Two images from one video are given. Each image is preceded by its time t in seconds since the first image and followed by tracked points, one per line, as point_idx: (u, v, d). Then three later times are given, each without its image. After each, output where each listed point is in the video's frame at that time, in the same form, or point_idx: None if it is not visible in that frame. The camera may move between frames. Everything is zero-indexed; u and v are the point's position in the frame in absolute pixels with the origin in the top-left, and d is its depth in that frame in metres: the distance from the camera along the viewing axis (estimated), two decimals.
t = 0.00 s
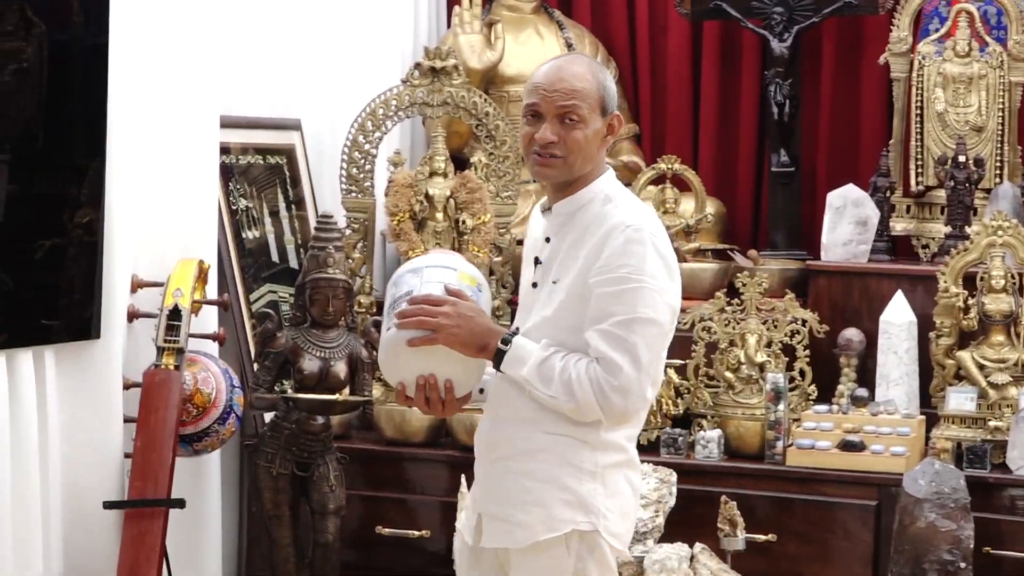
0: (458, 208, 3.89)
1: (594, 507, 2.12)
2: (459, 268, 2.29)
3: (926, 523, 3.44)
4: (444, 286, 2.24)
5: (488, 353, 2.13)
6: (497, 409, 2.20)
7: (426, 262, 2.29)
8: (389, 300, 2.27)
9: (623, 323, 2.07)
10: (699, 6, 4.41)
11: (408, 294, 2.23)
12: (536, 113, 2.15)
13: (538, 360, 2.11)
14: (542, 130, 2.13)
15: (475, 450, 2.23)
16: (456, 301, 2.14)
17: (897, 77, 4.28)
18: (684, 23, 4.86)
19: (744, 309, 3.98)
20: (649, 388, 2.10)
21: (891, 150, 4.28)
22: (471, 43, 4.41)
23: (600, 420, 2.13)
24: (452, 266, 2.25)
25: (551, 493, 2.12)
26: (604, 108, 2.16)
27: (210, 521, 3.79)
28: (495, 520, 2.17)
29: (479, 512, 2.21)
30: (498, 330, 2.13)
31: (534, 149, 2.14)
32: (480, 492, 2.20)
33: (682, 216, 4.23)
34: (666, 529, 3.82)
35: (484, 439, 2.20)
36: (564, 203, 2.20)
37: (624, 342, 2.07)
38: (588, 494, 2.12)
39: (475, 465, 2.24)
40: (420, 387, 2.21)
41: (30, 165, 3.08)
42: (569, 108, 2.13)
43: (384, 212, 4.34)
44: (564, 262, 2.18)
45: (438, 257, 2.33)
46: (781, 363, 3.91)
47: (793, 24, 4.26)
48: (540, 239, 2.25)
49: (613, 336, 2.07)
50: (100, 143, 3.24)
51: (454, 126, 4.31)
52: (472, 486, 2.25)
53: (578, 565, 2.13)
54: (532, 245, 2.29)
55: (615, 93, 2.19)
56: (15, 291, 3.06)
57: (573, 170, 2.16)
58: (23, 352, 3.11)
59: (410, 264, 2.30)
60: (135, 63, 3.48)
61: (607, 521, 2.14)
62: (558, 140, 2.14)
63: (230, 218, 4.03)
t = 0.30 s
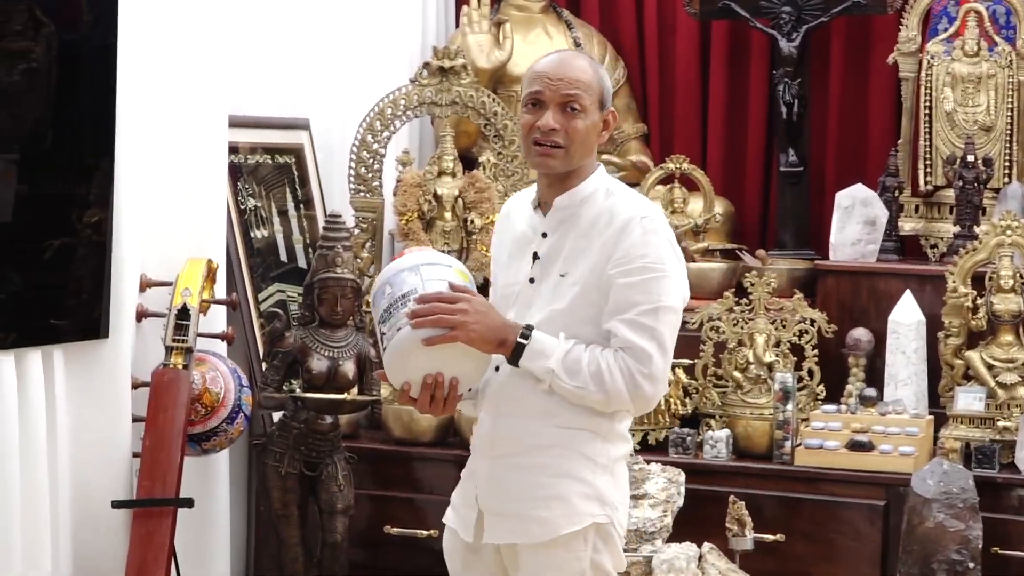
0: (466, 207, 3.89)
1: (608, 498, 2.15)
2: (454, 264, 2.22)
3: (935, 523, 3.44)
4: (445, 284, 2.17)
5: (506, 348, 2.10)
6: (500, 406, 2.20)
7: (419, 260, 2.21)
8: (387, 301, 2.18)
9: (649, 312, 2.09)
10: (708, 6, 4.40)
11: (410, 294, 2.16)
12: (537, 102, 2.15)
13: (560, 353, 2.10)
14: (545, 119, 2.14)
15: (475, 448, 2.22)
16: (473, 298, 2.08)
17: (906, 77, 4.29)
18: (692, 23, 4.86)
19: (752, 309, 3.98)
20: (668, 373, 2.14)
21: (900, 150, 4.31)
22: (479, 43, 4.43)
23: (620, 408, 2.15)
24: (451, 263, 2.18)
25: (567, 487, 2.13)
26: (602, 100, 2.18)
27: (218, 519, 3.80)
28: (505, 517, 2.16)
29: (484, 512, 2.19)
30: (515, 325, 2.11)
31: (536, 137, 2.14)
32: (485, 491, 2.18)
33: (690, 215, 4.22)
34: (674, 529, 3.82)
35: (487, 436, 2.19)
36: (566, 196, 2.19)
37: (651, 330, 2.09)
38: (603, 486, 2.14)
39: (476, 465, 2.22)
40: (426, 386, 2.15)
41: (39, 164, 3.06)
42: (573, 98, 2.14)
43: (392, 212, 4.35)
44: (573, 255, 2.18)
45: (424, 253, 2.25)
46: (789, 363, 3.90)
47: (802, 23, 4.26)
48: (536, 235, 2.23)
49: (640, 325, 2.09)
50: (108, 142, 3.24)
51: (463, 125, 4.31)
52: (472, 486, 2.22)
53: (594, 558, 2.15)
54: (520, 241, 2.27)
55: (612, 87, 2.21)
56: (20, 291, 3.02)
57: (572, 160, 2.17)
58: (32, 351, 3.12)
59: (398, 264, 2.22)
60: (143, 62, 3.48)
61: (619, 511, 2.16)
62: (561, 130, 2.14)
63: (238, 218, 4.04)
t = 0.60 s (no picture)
0: (468, 207, 3.90)
1: (614, 493, 2.16)
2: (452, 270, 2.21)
3: (936, 523, 3.44)
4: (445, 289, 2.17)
5: (510, 347, 2.10)
6: (503, 404, 2.20)
7: (417, 267, 2.20)
8: (387, 309, 2.17)
9: (649, 302, 2.11)
10: (710, 6, 4.39)
11: (412, 300, 2.15)
12: (536, 99, 2.16)
13: (564, 349, 2.11)
14: (545, 115, 2.15)
15: (479, 446, 2.21)
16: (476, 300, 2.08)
17: (908, 77, 4.30)
18: (694, 23, 4.86)
19: (754, 309, 3.98)
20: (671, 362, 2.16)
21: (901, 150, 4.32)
22: (481, 43, 4.43)
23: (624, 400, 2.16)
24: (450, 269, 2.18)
25: (576, 482, 2.13)
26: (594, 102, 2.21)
27: (219, 519, 3.80)
28: (513, 513, 2.16)
29: (490, 510, 2.18)
30: (517, 325, 2.11)
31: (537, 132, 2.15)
32: (492, 489, 2.18)
33: (692, 216, 4.23)
34: (675, 529, 3.82)
35: (491, 434, 2.19)
36: (558, 195, 2.19)
37: (653, 321, 2.11)
38: (609, 480, 2.15)
39: (480, 464, 2.21)
40: (430, 392, 2.14)
41: (41, 164, 3.06)
42: (572, 97, 2.16)
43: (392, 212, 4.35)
44: (569, 253, 2.18)
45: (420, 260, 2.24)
46: (790, 363, 3.90)
47: (804, 23, 4.26)
48: (529, 236, 2.23)
49: (642, 316, 2.11)
50: (110, 142, 3.24)
51: (464, 126, 4.31)
52: (476, 486, 2.22)
53: (601, 552, 2.15)
54: (512, 242, 2.27)
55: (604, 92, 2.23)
56: (22, 292, 3.01)
57: (566, 157, 2.18)
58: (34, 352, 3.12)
59: (394, 272, 2.21)
60: (145, 61, 3.49)
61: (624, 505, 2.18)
62: (559, 126, 2.16)
63: (240, 218, 4.04)
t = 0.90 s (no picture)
0: (463, 209, 3.90)
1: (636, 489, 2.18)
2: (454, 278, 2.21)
3: (931, 524, 3.43)
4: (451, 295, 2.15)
5: (524, 348, 2.09)
6: (522, 405, 2.18)
7: (421, 275, 2.18)
8: (394, 318, 2.15)
9: (651, 285, 2.11)
10: (703, 8, 4.43)
11: (419, 307, 2.13)
12: (503, 101, 2.18)
13: (577, 343, 2.11)
14: (514, 115, 2.16)
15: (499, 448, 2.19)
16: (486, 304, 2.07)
17: (902, 79, 4.28)
18: (689, 24, 4.87)
19: (749, 310, 3.99)
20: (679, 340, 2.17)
21: (896, 151, 4.32)
22: (476, 44, 4.44)
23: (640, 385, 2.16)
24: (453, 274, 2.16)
25: (604, 479, 2.14)
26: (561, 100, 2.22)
27: (215, 521, 3.80)
28: (541, 513, 2.14)
29: (516, 511, 2.17)
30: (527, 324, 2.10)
31: (506, 133, 2.16)
32: (518, 490, 2.16)
33: (687, 217, 4.24)
34: (670, 530, 3.82)
35: (513, 436, 2.17)
36: (540, 195, 2.19)
37: (658, 302, 2.11)
38: (632, 475, 2.17)
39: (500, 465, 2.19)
40: (442, 397, 2.13)
41: (40, 164, 3.08)
42: (538, 95, 2.17)
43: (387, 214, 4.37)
44: (562, 250, 2.18)
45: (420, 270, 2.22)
46: (785, 364, 3.91)
47: (799, 25, 4.27)
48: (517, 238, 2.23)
49: (647, 299, 2.11)
50: (105, 143, 3.24)
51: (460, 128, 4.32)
52: (498, 487, 2.19)
53: (624, 549, 2.17)
54: (499, 246, 2.26)
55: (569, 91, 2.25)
56: (17, 292, 3.03)
57: (542, 155, 2.18)
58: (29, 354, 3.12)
59: (395, 283, 2.19)
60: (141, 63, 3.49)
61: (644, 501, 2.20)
62: (530, 124, 2.16)
63: (234, 220, 4.05)
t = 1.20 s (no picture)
0: (461, 213, 3.91)
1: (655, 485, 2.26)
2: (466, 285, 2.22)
3: (930, 529, 3.44)
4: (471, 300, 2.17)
5: (554, 353, 2.13)
6: (542, 408, 2.23)
7: (435, 283, 2.19)
8: (415, 327, 2.15)
9: (671, 281, 2.19)
10: (701, 12, 4.40)
11: (443, 314, 2.13)
12: (465, 143, 2.17)
13: (606, 345, 2.15)
14: (478, 158, 2.15)
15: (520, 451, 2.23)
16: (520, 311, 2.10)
17: (900, 83, 4.30)
18: (688, 29, 4.87)
19: (747, 315, 3.99)
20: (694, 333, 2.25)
21: (894, 156, 4.32)
22: (474, 49, 4.44)
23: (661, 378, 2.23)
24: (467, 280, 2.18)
25: (628, 477, 2.21)
26: (524, 113, 2.17)
27: (213, 525, 3.79)
28: (567, 513, 2.20)
29: (540, 512, 2.21)
30: (555, 329, 2.14)
31: (477, 175, 2.18)
32: (542, 492, 2.21)
33: (686, 222, 4.25)
34: (668, 535, 3.82)
35: (534, 439, 2.22)
36: (545, 202, 2.23)
37: (679, 297, 2.19)
38: (652, 472, 2.25)
39: (521, 468, 2.24)
40: (470, 403, 2.14)
41: (40, 164, 3.08)
42: (495, 129, 2.14)
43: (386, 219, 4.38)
44: (575, 254, 2.23)
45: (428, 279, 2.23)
46: (784, 369, 3.90)
47: (797, 29, 4.29)
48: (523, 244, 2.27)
49: (667, 295, 2.18)
50: (105, 148, 3.24)
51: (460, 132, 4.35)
52: (517, 490, 2.23)
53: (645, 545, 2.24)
54: (502, 253, 2.29)
55: (533, 93, 2.18)
56: (16, 296, 3.03)
57: (521, 178, 2.19)
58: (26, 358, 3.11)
59: (409, 293, 2.18)
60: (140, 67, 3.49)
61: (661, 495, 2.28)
62: (496, 160, 2.16)
63: (233, 225, 4.05)
